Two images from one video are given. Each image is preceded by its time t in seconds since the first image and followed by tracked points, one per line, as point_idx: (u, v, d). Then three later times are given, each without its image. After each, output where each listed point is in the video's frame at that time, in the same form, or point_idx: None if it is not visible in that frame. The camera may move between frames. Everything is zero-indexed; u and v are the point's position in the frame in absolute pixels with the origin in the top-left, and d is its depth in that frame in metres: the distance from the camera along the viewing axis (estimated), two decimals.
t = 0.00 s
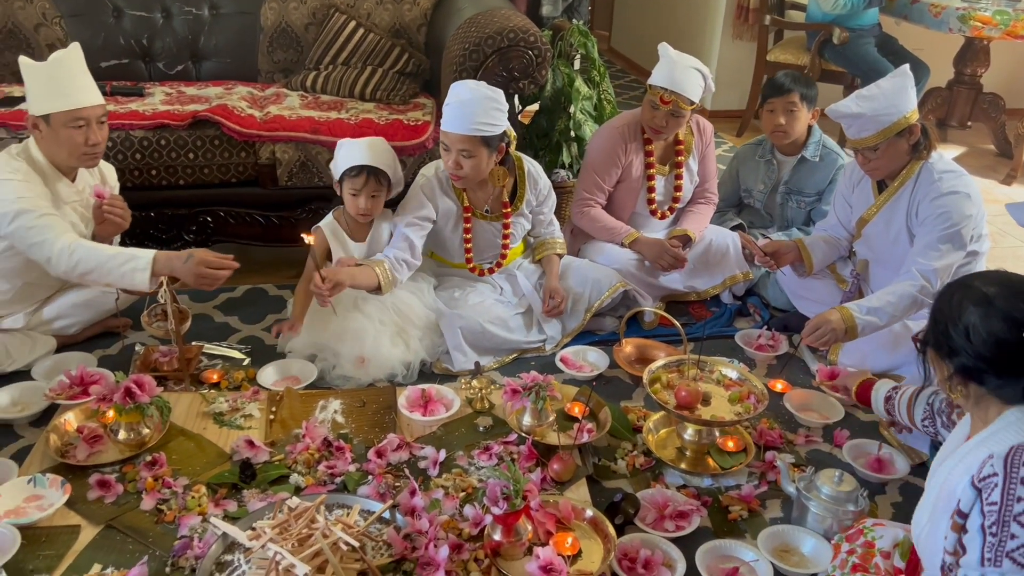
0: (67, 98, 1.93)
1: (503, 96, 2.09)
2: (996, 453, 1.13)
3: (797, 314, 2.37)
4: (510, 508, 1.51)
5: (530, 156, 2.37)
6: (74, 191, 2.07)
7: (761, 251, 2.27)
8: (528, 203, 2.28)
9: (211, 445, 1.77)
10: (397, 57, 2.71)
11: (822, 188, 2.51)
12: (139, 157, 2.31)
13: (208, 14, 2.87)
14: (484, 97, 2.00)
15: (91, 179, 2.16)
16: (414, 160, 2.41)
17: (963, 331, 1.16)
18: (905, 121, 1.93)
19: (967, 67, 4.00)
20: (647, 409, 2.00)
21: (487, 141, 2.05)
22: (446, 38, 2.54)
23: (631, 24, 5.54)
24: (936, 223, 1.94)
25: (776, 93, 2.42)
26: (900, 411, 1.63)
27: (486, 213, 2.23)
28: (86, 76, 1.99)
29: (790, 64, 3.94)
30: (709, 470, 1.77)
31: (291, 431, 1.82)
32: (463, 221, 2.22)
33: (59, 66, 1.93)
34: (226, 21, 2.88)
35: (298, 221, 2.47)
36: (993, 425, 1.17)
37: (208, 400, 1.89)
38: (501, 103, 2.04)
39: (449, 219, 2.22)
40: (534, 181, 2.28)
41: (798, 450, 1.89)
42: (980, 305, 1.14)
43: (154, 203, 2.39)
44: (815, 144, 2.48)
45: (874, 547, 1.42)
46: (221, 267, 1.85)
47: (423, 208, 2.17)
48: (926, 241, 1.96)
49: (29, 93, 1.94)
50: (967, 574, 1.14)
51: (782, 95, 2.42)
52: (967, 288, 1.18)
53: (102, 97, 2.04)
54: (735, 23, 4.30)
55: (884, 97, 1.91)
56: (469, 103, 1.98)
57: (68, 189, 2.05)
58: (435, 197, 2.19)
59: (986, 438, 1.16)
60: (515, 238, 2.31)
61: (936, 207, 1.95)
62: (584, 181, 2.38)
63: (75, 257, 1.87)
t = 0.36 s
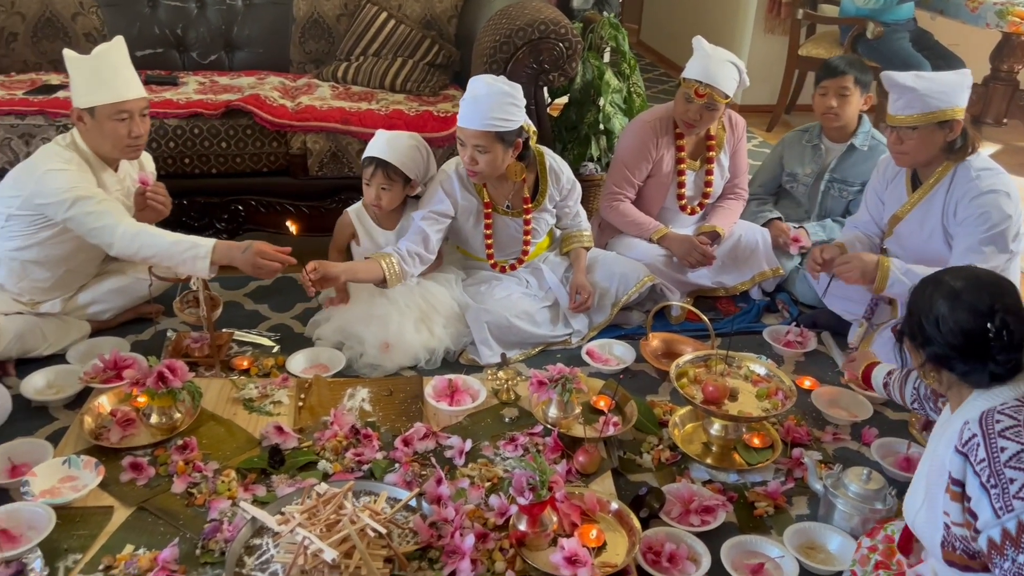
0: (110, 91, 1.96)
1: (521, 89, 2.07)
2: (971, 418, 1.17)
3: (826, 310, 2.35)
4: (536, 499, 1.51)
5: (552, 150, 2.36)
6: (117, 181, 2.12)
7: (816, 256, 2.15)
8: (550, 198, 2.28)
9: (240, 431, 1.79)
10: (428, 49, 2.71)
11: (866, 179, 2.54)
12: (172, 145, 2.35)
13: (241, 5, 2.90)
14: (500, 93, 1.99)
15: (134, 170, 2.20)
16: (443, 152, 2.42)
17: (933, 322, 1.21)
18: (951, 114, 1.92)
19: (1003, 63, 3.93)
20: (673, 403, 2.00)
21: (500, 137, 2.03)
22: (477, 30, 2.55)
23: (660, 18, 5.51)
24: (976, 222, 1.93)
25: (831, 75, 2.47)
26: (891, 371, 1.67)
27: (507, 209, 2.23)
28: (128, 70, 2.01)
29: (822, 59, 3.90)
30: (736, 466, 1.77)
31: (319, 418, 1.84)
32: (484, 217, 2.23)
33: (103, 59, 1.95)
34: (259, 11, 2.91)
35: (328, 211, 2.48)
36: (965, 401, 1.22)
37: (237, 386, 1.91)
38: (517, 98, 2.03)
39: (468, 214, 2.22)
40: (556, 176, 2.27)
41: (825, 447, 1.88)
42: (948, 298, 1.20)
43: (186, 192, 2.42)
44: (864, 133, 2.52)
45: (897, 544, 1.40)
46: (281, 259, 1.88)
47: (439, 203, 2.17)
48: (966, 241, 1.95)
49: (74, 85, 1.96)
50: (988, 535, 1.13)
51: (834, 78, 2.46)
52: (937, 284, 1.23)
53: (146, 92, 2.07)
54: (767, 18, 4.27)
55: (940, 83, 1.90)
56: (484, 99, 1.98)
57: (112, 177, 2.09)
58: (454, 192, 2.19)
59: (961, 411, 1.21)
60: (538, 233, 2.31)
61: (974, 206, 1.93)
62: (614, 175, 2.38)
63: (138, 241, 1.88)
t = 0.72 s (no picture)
0: (149, 80, 1.99)
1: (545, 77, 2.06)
2: (962, 409, 1.20)
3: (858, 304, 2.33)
4: (564, 487, 1.52)
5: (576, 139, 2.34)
6: (155, 167, 2.15)
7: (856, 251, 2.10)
8: (575, 188, 2.27)
9: (272, 415, 1.81)
10: (460, 37, 2.71)
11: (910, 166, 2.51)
12: (207, 131, 2.38)
13: None
14: (524, 82, 1.98)
15: (170, 156, 2.23)
16: (474, 140, 2.42)
17: (925, 325, 1.23)
18: (999, 105, 1.88)
19: None
20: (701, 395, 2.00)
21: (524, 127, 2.03)
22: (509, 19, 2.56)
23: (692, 8, 5.46)
24: (1016, 215, 1.95)
25: (878, 56, 2.44)
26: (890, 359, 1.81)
27: (532, 199, 2.22)
28: (168, 60, 2.04)
29: (858, 50, 3.85)
30: (765, 459, 1.76)
31: (350, 403, 1.86)
32: (507, 206, 2.22)
33: (143, 48, 1.98)
34: None
35: (359, 198, 2.50)
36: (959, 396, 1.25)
37: (270, 370, 1.94)
38: (540, 87, 2.01)
39: (491, 202, 2.21)
40: (582, 167, 2.25)
41: (855, 442, 1.87)
42: (940, 301, 1.22)
43: (220, 177, 2.45)
44: (909, 121, 2.48)
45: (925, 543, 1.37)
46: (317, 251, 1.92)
47: (462, 191, 2.17)
48: (1005, 235, 1.96)
49: (115, 73, 1.99)
50: (987, 516, 1.14)
51: (882, 59, 2.43)
52: (929, 289, 1.25)
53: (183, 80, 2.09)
54: (802, 8, 4.22)
55: (991, 71, 1.86)
56: (506, 89, 1.97)
57: (151, 164, 2.13)
58: (478, 182, 2.18)
59: (954, 403, 1.24)
60: (563, 223, 2.30)
61: (1015, 199, 1.94)
62: (645, 165, 2.37)
63: (175, 226, 1.91)
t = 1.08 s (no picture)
0: (183, 60, 2.00)
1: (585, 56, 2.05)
2: (985, 404, 1.20)
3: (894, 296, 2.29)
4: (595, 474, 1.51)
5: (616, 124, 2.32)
6: (188, 147, 2.16)
7: (891, 243, 2.09)
8: (612, 170, 2.25)
9: (304, 396, 1.83)
10: (495, 21, 2.70)
11: (950, 148, 2.46)
12: (244, 114, 2.40)
13: None
14: (566, 60, 1.97)
15: (204, 138, 2.24)
16: (508, 126, 2.42)
17: (944, 323, 1.28)
18: None
19: None
20: (734, 385, 1.99)
21: (566, 105, 2.02)
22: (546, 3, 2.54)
23: None
24: None
25: (902, 40, 2.48)
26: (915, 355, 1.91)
27: (569, 181, 2.21)
28: (204, 42, 2.06)
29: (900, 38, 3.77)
30: (798, 450, 1.74)
31: (381, 385, 1.88)
32: (543, 186, 2.21)
33: (180, 29, 2.00)
34: None
35: (393, 182, 2.51)
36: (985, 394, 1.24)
37: (303, 351, 1.96)
38: (582, 66, 2.00)
39: (528, 181, 2.20)
40: (620, 149, 2.24)
41: (890, 435, 1.85)
42: (957, 304, 1.27)
43: (255, 160, 2.48)
44: (944, 102, 2.46)
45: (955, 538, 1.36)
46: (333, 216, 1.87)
47: (503, 172, 2.15)
48: None
49: (150, 53, 2.02)
50: (1011, 509, 1.12)
51: (905, 42, 2.48)
52: (948, 289, 1.30)
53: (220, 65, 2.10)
54: None
55: None
56: (547, 66, 1.96)
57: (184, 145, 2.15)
58: (517, 163, 2.17)
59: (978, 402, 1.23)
60: (598, 207, 2.29)
61: None
62: (680, 151, 2.35)
63: (196, 202, 1.92)
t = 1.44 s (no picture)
0: (215, 39, 1.99)
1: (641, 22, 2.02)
2: None
3: (938, 287, 2.25)
4: (630, 459, 1.49)
5: (663, 97, 2.30)
6: (215, 122, 2.18)
7: (916, 224, 2.12)
8: (660, 144, 2.22)
9: (339, 375, 1.84)
10: (534, 2, 2.65)
11: (983, 142, 2.43)
12: (282, 94, 2.41)
13: None
14: (622, 24, 1.94)
15: (239, 119, 2.27)
16: (545, 108, 2.40)
17: (990, 315, 1.25)
18: None
19: None
20: (771, 373, 1.97)
21: (623, 67, 1.99)
22: None
23: None
24: None
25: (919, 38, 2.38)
26: (958, 350, 1.84)
27: (617, 153, 2.19)
28: (241, 23, 2.04)
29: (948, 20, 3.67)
30: (836, 440, 1.72)
31: (416, 366, 1.88)
32: (594, 158, 2.18)
33: (218, 5, 2.00)
34: None
35: (429, 164, 2.51)
36: None
37: (338, 331, 1.96)
38: (639, 30, 1.98)
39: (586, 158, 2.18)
40: (667, 123, 2.21)
41: (931, 427, 1.81)
42: (1005, 294, 1.23)
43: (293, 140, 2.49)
44: (974, 93, 2.42)
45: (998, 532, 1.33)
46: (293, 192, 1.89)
47: (565, 150, 2.13)
48: None
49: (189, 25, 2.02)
50: None
51: (923, 41, 2.38)
52: (992, 280, 1.26)
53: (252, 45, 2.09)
54: None
55: None
56: (604, 31, 1.93)
57: (212, 119, 2.16)
58: (572, 138, 2.15)
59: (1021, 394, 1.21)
60: (644, 182, 2.27)
61: None
62: (722, 136, 2.31)
63: (197, 173, 1.92)
